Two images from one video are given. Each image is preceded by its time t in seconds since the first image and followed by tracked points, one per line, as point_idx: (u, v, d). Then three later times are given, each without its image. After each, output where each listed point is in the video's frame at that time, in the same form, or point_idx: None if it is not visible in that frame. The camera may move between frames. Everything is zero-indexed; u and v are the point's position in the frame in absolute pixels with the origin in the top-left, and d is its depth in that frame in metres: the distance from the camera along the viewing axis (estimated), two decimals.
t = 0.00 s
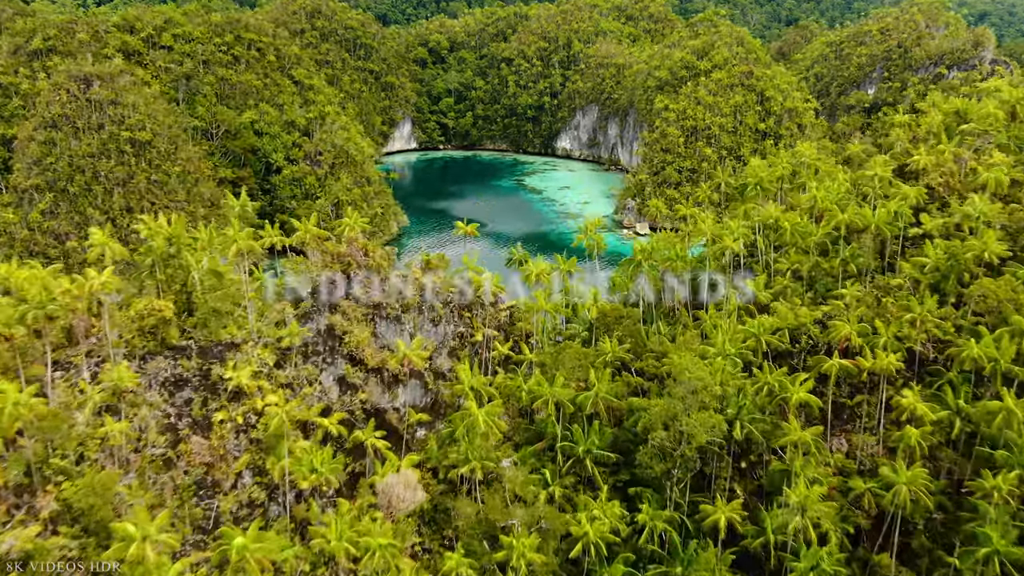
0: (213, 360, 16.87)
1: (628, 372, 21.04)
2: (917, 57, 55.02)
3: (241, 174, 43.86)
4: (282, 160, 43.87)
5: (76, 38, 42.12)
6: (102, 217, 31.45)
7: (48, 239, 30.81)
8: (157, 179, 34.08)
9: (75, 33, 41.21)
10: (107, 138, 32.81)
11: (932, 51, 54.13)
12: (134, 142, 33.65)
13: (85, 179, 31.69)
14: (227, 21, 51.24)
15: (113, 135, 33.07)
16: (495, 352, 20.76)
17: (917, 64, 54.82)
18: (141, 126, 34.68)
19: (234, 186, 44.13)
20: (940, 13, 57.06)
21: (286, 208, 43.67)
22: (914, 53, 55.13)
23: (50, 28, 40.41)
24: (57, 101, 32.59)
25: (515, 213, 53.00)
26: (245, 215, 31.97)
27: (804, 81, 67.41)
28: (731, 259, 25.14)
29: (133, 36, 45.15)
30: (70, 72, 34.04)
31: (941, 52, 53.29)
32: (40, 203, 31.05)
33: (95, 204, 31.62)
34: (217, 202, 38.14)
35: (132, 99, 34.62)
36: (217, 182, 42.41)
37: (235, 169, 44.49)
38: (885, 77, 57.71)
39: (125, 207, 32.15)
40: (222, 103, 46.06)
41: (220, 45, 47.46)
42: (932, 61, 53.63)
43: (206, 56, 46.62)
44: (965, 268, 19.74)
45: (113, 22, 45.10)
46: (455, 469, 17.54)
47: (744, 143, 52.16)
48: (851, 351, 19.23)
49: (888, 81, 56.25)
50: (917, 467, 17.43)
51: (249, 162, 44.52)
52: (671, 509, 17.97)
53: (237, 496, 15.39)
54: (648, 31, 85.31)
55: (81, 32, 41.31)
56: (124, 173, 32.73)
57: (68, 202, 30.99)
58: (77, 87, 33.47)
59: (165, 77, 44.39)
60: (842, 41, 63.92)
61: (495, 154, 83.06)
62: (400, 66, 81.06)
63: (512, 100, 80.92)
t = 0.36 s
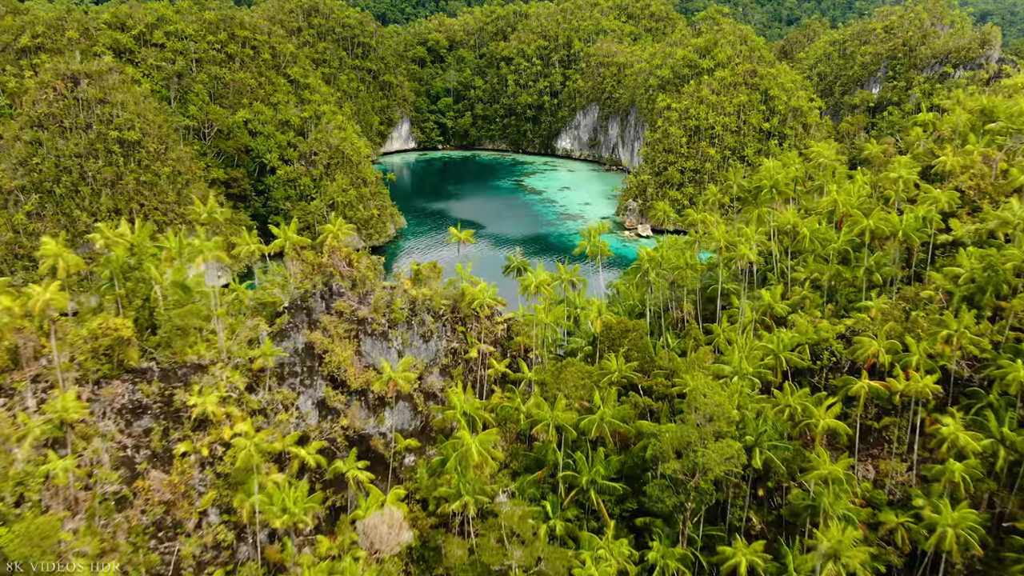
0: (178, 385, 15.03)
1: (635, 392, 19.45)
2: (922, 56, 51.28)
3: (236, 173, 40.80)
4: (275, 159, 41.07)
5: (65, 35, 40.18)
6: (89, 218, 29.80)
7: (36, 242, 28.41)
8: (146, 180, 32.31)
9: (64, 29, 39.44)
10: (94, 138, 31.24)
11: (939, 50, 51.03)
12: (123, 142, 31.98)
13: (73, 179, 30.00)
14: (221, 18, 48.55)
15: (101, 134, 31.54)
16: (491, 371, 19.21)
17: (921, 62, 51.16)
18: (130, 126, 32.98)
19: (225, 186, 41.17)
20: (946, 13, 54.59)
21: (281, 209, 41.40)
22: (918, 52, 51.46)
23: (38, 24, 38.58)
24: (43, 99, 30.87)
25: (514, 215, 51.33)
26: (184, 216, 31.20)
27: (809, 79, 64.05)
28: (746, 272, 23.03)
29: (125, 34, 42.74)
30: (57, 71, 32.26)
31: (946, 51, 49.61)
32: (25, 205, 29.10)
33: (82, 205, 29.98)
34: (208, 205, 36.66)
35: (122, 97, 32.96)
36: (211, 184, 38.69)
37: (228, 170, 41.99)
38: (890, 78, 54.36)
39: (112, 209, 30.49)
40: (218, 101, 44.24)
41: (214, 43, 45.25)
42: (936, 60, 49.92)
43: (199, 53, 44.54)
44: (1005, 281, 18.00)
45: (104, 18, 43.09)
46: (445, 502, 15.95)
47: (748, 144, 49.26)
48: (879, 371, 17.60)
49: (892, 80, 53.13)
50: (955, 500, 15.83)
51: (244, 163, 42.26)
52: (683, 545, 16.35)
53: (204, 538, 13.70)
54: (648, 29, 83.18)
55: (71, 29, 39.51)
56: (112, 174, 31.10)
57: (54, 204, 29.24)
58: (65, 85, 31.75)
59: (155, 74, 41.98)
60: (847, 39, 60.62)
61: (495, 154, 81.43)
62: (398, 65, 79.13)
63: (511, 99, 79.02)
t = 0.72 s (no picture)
0: (132, 412, 13.14)
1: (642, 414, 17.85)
2: (927, 54, 48.66)
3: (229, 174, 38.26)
4: (269, 159, 38.84)
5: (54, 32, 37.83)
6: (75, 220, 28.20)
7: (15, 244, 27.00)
8: (134, 180, 30.41)
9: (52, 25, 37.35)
10: (81, 137, 29.59)
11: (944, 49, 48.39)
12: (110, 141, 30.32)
13: (58, 180, 28.33)
14: (215, 14, 45.36)
15: (88, 133, 29.87)
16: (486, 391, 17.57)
17: (926, 61, 48.55)
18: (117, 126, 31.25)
19: (217, 186, 38.36)
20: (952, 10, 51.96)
21: (276, 211, 39.19)
22: (924, 50, 48.88)
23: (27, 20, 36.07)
24: (27, 97, 29.19)
25: (514, 216, 49.61)
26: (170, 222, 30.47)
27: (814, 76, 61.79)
28: (766, 282, 21.28)
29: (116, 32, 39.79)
30: (43, 68, 30.55)
31: (952, 50, 46.86)
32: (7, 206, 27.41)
33: (68, 207, 28.38)
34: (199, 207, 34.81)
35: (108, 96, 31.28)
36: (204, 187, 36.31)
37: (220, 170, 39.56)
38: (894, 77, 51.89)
39: (99, 211, 28.88)
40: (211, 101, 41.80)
41: (208, 40, 42.71)
42: (942, 58, 47.24)
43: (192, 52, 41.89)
44: None
45: (95, 15, 40.62)
46: (433, 542, 14.21)
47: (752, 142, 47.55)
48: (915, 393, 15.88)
49: (897, 79, 50.66)
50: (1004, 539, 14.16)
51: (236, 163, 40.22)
52: None
53: None
54: (649, 28, 81.37)
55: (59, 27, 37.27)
56: (100, 174, 29.41)
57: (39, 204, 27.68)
58: (50, 82, 30.03)
59: (146, 72, 39.41)
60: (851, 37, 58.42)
61: (494, 154, 79.77)
62: (396, 64, 77.30)
63: (511, 98, 77.30)
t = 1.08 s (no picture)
0: (75, 447, 11.35)
1: (653, 439, 16.17)
2: (932, 53, 46.83)
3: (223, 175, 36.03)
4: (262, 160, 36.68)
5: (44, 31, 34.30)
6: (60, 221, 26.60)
7: None
8: (122, 180, 28.91)
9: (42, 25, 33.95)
10: (68, 136, 27.93)
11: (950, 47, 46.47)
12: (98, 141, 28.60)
13: (43, 180, 26.66)
14: (209, 10, 43.26)
15: (75, 133, 28.21)
16: (480, 414, 15.96)
17: (931, 60, 46.66)
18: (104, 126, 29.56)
19: (209, 187, 36.12)
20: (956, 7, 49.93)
21: (269, 212, 37.01)
22: (929, 49, 47.00)
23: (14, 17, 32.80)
24: (11, 95, 27.40)
25: (513, 217, 47.86)
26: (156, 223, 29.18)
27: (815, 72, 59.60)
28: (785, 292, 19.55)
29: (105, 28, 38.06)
30: (28, 65, 28.72)
31: (957, 49, 45.00)
32: None
33: (53, 208, 26.73)
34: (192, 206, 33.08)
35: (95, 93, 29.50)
36: (196, 188, 34.29)
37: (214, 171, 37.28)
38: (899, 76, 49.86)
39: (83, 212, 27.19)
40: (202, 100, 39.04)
41: (200, 38, 40.69)
42: (947, 56, 45.28)
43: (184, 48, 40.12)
44: None
45: (83, 12, 38.49)
46: None
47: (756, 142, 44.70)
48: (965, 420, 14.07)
49: (902, 78, 48.86)
50: None
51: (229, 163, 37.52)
52: None
53: None
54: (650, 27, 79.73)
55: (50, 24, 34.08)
56: (87, 175, 27.77)
57: (24, 206, 26.06)
58: (37, 81, 28.17)
59: (136, 70, 37.44)
60: (855, 36, 56.59)
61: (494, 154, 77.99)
62: (394, 62, 75.43)
63: (510, 97, 75.57)
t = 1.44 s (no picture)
0: None
1: (666, 472, 14.49)
2: (937, 51, 45.01)
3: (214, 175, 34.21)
4: (256, 160, 34.87)
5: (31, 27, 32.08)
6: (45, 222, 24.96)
7: None
8: (109, 180, 27.17)
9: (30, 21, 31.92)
10: (53, 135, 26.19)
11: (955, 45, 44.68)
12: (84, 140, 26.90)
13: (27, 181, 24.97)
14: (201, 6, 40.53)
15: (59, 131, 26.45)
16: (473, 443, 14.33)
17: (936, 58, 44.86)
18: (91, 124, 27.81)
19: (200, 188, 34.26)
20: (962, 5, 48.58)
21: (262, 213, 34.94)
22: (934, 47, 45.23)
23: None
24: None
25: (512, 218, 46.02)
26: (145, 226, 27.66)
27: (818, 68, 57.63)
28: (807, 303, 17.91)
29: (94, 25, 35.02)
30: (12, 62, 26.99)
31: (963, 47, 43.26)
32: None
33: (37, 208, 25.11)
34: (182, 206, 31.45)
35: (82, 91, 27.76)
36: (184, 189, 32.45)
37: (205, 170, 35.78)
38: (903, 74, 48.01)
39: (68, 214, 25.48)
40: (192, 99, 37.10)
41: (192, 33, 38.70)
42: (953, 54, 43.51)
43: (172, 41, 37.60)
44: None
45: (71, 7, 35.36)
46: None
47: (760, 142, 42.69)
48: None
49: (908, 77, 47.05)
50: None
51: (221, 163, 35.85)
52: None
53: None
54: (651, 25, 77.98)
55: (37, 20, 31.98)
56: (72, 174, 26.11)
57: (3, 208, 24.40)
58: (19, 77, 26.38)
59: (126, 68, 34.46)
60: (859, 33, 54.76)
61: (493, 153, 76.10)
62: (392, 61, 73.62)
63: (509, 96, 73.80)
